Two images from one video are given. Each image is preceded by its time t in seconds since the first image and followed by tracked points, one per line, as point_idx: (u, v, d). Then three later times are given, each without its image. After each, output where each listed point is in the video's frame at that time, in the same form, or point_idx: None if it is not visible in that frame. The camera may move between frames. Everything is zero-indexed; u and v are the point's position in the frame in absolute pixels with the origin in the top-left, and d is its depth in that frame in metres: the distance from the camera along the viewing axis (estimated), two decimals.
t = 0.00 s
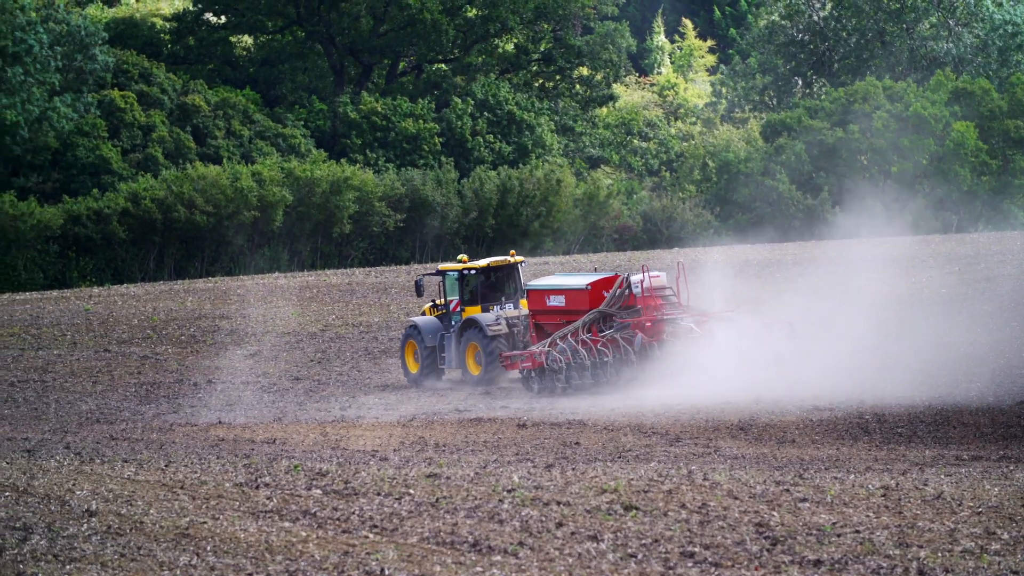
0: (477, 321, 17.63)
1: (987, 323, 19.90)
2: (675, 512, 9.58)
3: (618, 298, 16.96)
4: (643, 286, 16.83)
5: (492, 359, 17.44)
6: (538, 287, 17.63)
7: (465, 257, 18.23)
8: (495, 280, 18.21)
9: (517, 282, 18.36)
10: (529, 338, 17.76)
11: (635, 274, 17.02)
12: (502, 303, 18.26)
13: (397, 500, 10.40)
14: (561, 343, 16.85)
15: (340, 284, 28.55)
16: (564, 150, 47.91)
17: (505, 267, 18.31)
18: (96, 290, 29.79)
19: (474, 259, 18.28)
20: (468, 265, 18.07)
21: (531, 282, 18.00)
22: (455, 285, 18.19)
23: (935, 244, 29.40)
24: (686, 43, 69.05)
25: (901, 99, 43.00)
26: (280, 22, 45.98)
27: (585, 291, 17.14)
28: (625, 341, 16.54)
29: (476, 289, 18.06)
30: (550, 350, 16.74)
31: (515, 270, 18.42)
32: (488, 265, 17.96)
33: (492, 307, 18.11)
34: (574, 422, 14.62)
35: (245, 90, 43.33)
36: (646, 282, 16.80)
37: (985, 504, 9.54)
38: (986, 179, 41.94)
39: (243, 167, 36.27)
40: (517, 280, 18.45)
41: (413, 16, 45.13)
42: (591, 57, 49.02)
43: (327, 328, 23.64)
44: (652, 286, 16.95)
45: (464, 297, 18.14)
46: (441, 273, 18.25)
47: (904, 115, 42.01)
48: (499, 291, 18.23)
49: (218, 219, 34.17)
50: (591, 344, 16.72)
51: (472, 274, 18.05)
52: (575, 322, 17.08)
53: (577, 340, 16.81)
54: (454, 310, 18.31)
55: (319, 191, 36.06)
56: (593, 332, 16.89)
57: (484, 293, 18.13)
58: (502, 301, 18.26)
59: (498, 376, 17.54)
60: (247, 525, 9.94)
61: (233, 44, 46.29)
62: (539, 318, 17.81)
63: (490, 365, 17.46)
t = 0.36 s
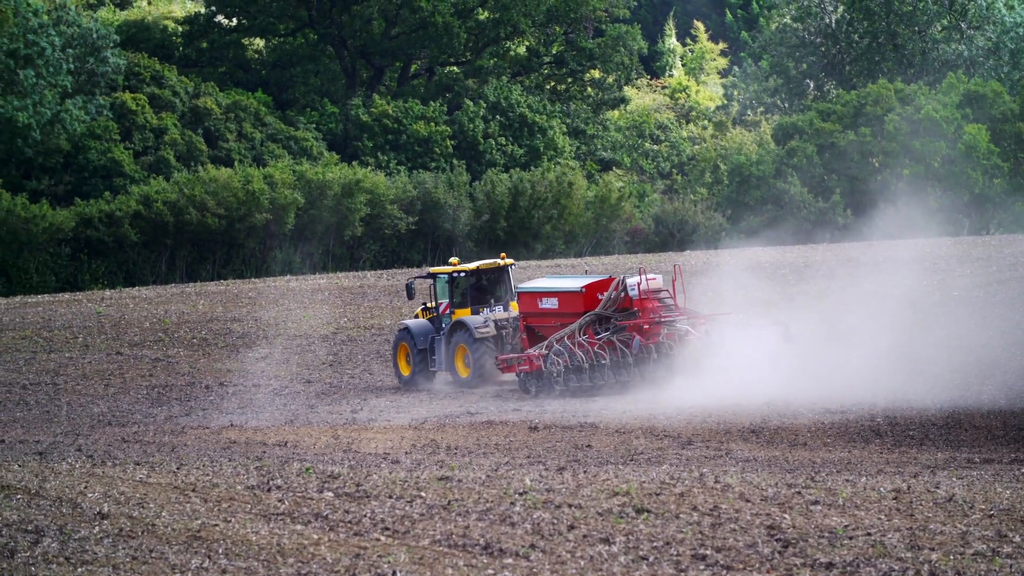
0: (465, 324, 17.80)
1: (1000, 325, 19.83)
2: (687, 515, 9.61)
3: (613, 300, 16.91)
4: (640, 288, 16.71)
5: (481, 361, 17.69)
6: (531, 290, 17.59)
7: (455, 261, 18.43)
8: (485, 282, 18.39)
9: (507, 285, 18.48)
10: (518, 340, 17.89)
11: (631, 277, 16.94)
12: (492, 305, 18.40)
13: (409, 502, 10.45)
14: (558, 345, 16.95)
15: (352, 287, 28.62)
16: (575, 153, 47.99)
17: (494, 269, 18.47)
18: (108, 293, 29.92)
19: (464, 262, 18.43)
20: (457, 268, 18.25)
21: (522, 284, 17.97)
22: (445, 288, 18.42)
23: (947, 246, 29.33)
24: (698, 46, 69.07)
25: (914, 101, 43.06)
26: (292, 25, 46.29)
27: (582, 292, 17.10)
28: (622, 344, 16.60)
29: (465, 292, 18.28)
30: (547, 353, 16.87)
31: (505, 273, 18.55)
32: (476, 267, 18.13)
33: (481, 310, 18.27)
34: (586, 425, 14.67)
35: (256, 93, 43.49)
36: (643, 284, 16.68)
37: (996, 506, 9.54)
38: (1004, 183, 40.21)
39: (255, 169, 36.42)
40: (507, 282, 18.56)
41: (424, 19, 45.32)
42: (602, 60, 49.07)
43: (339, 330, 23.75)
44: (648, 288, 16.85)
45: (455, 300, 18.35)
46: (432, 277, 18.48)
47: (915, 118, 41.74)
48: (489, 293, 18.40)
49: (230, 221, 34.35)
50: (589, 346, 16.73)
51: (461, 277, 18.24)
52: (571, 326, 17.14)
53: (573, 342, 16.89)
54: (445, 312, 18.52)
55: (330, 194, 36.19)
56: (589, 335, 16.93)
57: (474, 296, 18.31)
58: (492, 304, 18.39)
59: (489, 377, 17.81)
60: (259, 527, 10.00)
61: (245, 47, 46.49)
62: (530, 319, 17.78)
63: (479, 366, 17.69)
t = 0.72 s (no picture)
0: (453, 328, 17.57)
1: (1011, 329, 19.81)
2: (699, 518, 9.64)
3: (606, 303, 16.73)
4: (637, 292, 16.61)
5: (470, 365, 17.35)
6: (522, 292, 17.21)
7: (447, 264, 18.27)
8: (477, 286, 18.19)
9: (498, 288, 18.23)
10: (509, 343, 17.63)
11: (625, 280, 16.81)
12: (484, 308, 18.18)
13: (421, 506, 10.50)
14: (551, 347, 16.62)
15: (363, 291, 28.71)
16: (586, 157, 48.06)
17: (486, 273, 18.24)
18: (121, 297, 30.07)
19: (456, 265, 18.28)
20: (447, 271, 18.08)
21: (513, 288, 17.58)
22: (436, 292, 18.27)
23: (960, 250, 29.26)
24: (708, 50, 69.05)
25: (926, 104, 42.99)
26: (304, 28, 46.53)
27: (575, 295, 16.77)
28: (616, 347, 16.60)
29: (456, 295, 18.09)
30: (543, 355, 16.56)
31: (497, 276, 18.30)
32: (466, 271, 17.93)
33: (472, 313, 18.07)
34: (598, 428, 14.68)
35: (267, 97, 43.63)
36: (638, 287, 16.60)
37: (1008, 510, 9.56)
38: (1015, 188, 39.95)
39: (266, 173, 36.56)
40: (499, 286, 18.32)
41: (436, 22, 45.50)
42: (614, 63, 49.10)
43: (350, 334, 23.82)
44: (643, 291, 16.76)
45: (445, 303, 18.17)
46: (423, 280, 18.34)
47: (927, 121, 41.67)
48: (481, 296, 18.19)
49: (241, 225, 34.61)
50: (583, 348, 16.57)
51: (451, 281, 18.06)
52: (564, 329, 16.79)
53: (567, 345, 16.62)
54: (436, 315, 18.40)
55: (342, 198, 36.31)
56: (584, 337, 16.70)
57: (464, 300, 18.10)
58: (483, 308, 18.16)
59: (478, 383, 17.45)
60: (270, 531, 10.06)
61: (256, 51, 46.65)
62: (521, 323, 17.40)
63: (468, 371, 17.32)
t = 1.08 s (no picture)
0: (447, 330, 17.80)
1: None
2: (712, 522, 9.67)
3: (601, 306, 16.88)
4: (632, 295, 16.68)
5: (462, 367, 17.53)
6: (516, 296, 17.55)
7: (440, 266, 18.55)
8: (470, 289, 18.50)
9: (491, 291, 18.61)
10: (502, 346, 17.91)
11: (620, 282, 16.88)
12: (476, 311, 18.46)
13: (433, 509, 10.56)
14: (547, 350, 16.71)
15: (376, 294, 28.78)
16: (599, 160, 48.09)
17: (479, 276, 18.56)
18: (134, 300, 30.24)
19: (449, 268, 18.54)
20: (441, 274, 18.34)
21: (508, 291, 17.96)
22: (429, 294, 18.51)
23: (974, 253, 29.24)
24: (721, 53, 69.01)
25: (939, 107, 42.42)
26: (317, 32, 46.69)
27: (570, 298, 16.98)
28: (612, 349, 16.66)
29: (449, 298, 18.36)
30: (540, 358, 16.55)
31: (490, 280, 18.68)
32: (460, 274, 18.21)
33: (465, 316, 18.33)
34: (611, 431, 14.73)
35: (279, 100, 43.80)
36: (633, 289, 16.62)
37: (1021, 513, 9.56)
38: None
39: (279, 176, 36.74)
40: (491, 290, 18.69)
41: (449, 25, 45.64)
42: (627, 66, 49.16)
43: (362, 337, 23.91)
44: (639, 293, 16.79)
45: (438, 306, 18.44)
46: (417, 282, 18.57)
47: (940, 124, 41.59)
48: (474, 300, 18.48)
49: (254, 228, 34.77)
50: (579, 350, 16.65)
51: (445, 283, 18.32)
52: (560, 331, 17.02)
53: (563, 347, 16.71)
54: (429, 318, 18.64)
55: (355, 201, 36.43)
56: (579, 339, 16.84)
57: (458, 302, 18.38)
58: (475, 311, 18.45)
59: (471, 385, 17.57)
60: (283, 534, 10.14)
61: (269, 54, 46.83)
62: (515, 325, 17.77)
63: (462, 373, 17.50)
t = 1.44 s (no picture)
0: (440, 333, 17.98)
1: None
2: (724, 524, 9.71)
3: (594, 307, 17.00)
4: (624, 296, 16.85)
5: (454, 370, 17.78)
6: (508, 298, 17.64)
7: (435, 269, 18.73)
8: (466, 291, 18.60)
9: (487, 293, 18.62)
10: (495, 348, 17.99)
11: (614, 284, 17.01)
12: (472, 313, 18.54)
13: (446, 512, 10.61)
14: (542, 352, 16.81)
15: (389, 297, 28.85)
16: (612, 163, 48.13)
17: (475, 278, 18.63)
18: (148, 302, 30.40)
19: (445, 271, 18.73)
20: (436, 276, 18.52)
21: (501, 294, 18.00)
22: (425, 297, 18.71)
23: (988, 255, 29.14)
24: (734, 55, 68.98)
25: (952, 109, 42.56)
26: (329, 34, 46.78)
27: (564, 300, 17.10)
28: (606, 350, 16.75)
29: (444, 300, 18.51)
30: (533, 359, 16.65)
31: (486, 282, 18.72)
32: (453, 277, 18.35)
33: (460, 318, 18.43)
34: (622, 433, 14.77)
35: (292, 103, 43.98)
36: (626, 291, 16.83)
37: None
38: None
39: (292, 179, 36.90)
40: (488, 291, 18.71)
41: (461, 28, 45.75)
42: (640, 69, 49.23)
43: (374, 339, 23.99)
44: (632, 296, 17.01)
45: (433, 308, 18.61)
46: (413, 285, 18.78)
47: (953, 126, 41.50)
48: (470, 301, 18.58)
49: (267, 231, 34.95)
50: (573, 352, 16.71)
51: (440, 286, 18.49)
52: (554, 333, 17.06)
53: (557, 348, 16.80)
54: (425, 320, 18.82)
55: (367, 203, 36.54)
56: (573, 341, 16.88)
57: (453, 305, 18.52)
58: (471, 313, 18.53)
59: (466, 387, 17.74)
60: (296, 536, 10.22)
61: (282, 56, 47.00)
62: (508, 328, 17.85)
63: (454, 375, 17.71)
